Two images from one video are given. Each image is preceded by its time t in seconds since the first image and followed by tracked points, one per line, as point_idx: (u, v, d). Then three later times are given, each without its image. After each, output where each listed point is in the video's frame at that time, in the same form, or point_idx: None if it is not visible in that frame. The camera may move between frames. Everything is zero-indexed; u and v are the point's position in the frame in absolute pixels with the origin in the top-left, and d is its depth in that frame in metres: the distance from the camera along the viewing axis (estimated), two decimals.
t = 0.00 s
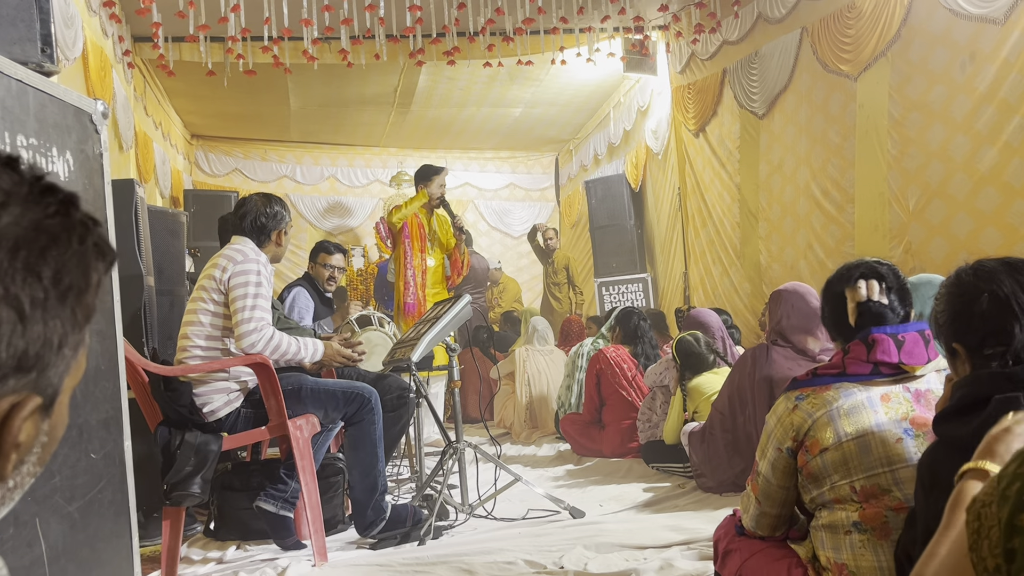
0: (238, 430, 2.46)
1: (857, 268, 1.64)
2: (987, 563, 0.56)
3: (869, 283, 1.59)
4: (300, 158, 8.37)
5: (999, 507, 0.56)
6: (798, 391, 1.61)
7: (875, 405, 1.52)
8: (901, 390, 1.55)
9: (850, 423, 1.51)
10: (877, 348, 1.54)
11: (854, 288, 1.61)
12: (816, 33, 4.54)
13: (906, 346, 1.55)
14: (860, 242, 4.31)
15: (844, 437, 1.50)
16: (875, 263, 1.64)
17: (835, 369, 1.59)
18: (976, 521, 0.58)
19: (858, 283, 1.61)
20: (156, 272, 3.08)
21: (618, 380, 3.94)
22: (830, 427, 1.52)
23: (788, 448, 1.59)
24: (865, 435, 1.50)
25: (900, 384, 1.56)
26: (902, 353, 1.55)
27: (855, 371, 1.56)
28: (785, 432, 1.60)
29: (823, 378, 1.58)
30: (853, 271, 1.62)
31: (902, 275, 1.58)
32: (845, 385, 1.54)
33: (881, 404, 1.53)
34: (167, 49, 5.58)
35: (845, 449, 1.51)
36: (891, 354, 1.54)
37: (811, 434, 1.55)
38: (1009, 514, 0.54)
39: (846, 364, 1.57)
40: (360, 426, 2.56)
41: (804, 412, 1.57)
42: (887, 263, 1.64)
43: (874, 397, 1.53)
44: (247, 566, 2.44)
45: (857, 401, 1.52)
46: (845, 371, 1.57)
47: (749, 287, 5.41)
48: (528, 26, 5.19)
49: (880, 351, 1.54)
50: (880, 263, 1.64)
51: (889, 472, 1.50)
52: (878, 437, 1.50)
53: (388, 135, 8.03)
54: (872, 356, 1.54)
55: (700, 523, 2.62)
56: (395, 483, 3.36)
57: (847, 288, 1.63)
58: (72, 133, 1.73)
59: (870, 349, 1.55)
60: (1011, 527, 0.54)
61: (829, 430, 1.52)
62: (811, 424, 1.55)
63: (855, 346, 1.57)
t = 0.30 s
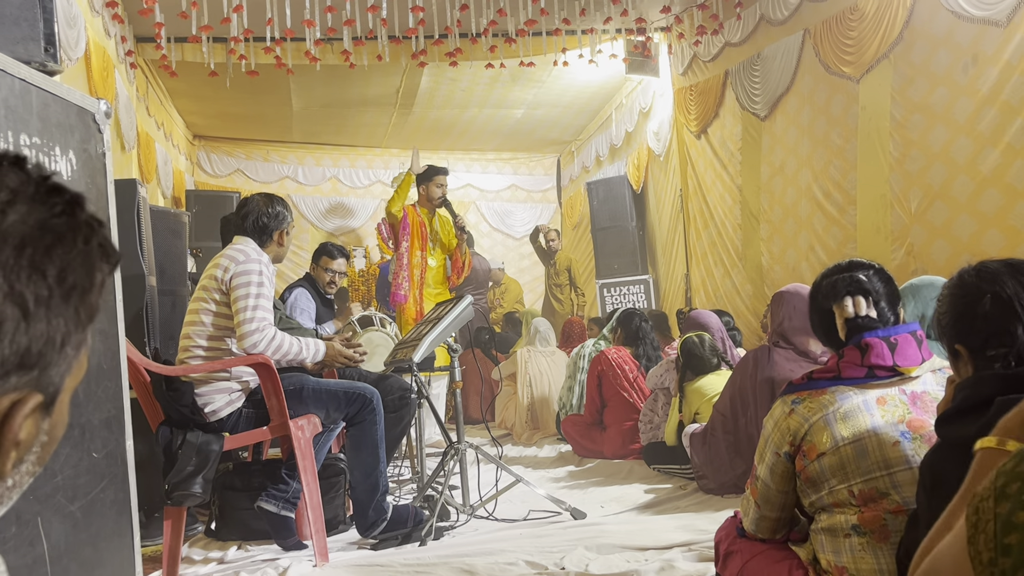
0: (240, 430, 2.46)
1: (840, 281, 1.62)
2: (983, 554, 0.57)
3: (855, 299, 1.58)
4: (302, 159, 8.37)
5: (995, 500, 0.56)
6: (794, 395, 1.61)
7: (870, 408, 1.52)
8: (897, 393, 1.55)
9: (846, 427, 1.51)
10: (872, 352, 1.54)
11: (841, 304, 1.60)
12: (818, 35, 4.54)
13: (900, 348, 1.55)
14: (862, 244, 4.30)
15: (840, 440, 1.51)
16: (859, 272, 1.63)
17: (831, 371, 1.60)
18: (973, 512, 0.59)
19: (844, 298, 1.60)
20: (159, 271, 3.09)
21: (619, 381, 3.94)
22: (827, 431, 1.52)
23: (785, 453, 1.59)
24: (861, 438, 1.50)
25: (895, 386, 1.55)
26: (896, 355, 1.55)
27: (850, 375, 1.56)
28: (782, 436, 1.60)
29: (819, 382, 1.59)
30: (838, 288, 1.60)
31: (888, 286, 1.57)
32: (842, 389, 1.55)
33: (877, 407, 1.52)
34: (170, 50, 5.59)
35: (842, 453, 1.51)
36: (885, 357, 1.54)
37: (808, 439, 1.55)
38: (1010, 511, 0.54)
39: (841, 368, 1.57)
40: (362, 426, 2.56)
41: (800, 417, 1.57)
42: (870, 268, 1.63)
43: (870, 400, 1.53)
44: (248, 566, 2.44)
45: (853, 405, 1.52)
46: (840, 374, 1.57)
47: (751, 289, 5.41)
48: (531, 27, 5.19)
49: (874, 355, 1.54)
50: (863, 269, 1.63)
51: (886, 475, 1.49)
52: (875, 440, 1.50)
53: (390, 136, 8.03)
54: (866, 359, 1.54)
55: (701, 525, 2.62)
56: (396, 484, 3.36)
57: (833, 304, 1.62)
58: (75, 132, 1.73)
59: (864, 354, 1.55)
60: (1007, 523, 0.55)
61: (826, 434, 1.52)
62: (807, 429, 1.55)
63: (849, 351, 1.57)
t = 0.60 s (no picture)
0: (241, 430, 2.47)
1: (839, 285, 1.62)
2: (983, 547, 0.63)
3: (854, 304, 1.58)
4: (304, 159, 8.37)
5: (999, 495, 0.61)
6: (796, 399, 1.61)
7: (872, 412, 1.52)
8: (898, 396, 1.54)
9: (847, 431, 1.51)
10: (872, 357, 1.54)
11: (840, 309, 1.60)
12: (820, 38, 4.54)
13: (900, 352, 1.54)
14: (864, 247, 4.30)
15: (842, 445, 1.51)
16: (857, 276, 1.62)
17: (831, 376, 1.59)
18: (977, 506, 0.64)
19: (843, 304, 1.59)
20: (160, 271, 3.09)
21: (620, 383, 3.94)
22: (828, 436, 1.53)
23: (787, 457, 1.59)
24: (863, 443, 1.50)
25: (896, 390, 1.55)
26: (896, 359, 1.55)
27: (851, 379, 1.55)
28: (783, 441, 1.60)
29: (819, 386, 1.60)
30: (837, 293, 1.60)
31: (887, 290, 1.57)
32: (843, 393, 1.55)
33: (879, 411, 1.52)
34: (173, 50, 5.60)
35: (844, 457, 1.51)
36: (886, 361, 1.53)
37: (809, 443, 1.55)
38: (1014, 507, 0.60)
39: (841, 372, 1.57)
40: (364, 426, 2.56)
41: (802, 421, 1.57)
42: (869, 270, 1.63)
43: (871, 404, 1.53)
44: (249, 566, 2.44)
45: (854, 409, 1.52)
46: (841, 378, 1.56)
47: (752, 290, 5.41)
48: (533, 29, 5.20)
49: (875, 360, 1.53)
50: (862, 272, 1.63)
51: (888, 479, 1.49)
52: (877, 444, 1.50)
53: (392, 136, 8.03)
54: (866, 364, 1.54)
55: (702, 527, 2.62)
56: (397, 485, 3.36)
57: (833, 309, 1.62)
58: (79, 132, 1.73)
59: (865, 358, 1.54)
60: (1009, 517, 0.61)
61: (828, 439, 1.52)
62: (808, 433, 1.55)
63: (849, 355, 1.56)
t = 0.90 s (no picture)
0: (241, 430, 2.46)
1: (844, 287, 1.62)
2: (985, 541, 0.61)
3: (860, 305, 1.58)
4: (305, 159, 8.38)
5: (1001, 488, 0.59)
6: (798, 400, 1.61)
7: (875, 413, 1.52)
8: (901, 398, 1.54)
9: (850, 432, 1.51)
10: (875, 358, 1.54)
11: (845, 310, 1.60)
12: (823, 39, 4.54)
13: (903, 354, 1.54)
14: (866, 249, 4.30)
15: (844, 446, 1.50)
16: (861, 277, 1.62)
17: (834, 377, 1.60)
18: (976, 498, 0.62)
19: (848, 304, 1.59)
20: (162, 271, 3.10)
21: (621, 384, 3.94)
22: (831, 437, 1.52)
23: (789, 457, 1.59)
24: (865, 445, 1.50)
25: (899, 391, 1.55)
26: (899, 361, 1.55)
27: (854, 380, 1.56)
28: (785, 441, 1.60)
29: (822, 387, 1.60)
30: (842, 294, 1.60)
31: (890, 291, 1.58)
32: (846, 394, 1.55)
33: (882, 412, 1.52)
34: (175, 50, 5.62)
35: (846, 459, 1.51)
36: (890, 362, 1.53)
37: (811, 444, 1.55)
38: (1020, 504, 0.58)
39: (845, 373, 1.57)
40: (364, 427, 2.56)
41: (804, 421, 1.57)
42: (872, 272, 1.63)
43: (874, 406, 1.52)
44: (250, 566, 2.45)
45: (857, 410, 1.52)
46: (844, 379, 1.57)
47: (753, 292, 5.41)
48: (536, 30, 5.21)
49: (877, 361, 1.54)
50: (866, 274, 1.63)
51: (890, 481, 1.49)
52: (879, 446, 1.50)
53: (394, 137, 8.04)
54: (870, 365, 1.54)
55: (703, 528, 2.62)
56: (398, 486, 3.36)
57: (838, 310, 1.62)
58: (81, 132, 1.73)
59: (868, 359, 1.55)
60: (1013, 512, 0.59)
61: (830, 439, 1.52)
62: (810, 433, 1.55)
63: (853, 356, 1.57)
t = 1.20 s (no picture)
0: (242, 430, 2.45)
1: (849, 288, 1.61)
2: (990, 478, 0.61)
3: (865, 305, 1.57)
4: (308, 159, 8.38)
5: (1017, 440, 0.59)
6: (800, 400, 1.62)
7: (877, 414, 1.52)
8: (903, 399, 1.54)
9: (852, 434, 1.51)
10: (877, 358, 1.53)
11: (850, 311, 1.59)
12: (826, 41, 4.54)
13: (906, 355, 1.53)
14: (868, 251, 4.30)
15: (846, 447, 1.50)
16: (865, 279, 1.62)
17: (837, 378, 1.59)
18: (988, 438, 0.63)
19: (853, 305, 1.58)
20: (163, 270, 3.11)
21: (623, 385, 3.93)
22: (832, 437, 1.52)
23: (790, 457, 1.59)
24: (867, 445, 1.50)
25: (901, 393, 1.55)
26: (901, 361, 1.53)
27: (856, 381, 1.56)
28: (787, 441, 1.60)
29: (825, 388, 1.60)
30: (846, 295, 1.59)
31: (894, 293, 1.57)
32: (848, 394, 1.55)
33: (884, 413, 1.52)
34: (178, 50, 5.63)
35: (848, 459, 1.51)
36: (892, 363, 1.52)
37: (813, 444, 1.55)
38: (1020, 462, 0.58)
39: (847, 373, 1.57)
40: (366, 427, 2.57)
41: (806, 422, 1.57)
42: (877, 275, 1.63)
43: (876, 406, 1.53)
44: (251, 565, 2.45)
45: (858, 411, 1.53)
46: (846, 380, 1.57)
47: (755, 294, 5.41)
48: (538, 31, 5.21)
49: (880, 361, 1.52)
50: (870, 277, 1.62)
51: (892, 481, 1.49)
52: (880, 446, 1.50)
53: (396, 137, 8.04)
54: (872, 366, 1.53)
55: (704, 530, 2.62)
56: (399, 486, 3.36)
57: (842, 310, 1.60)
58: (84, 131, 1.74)
59: (871, 360, 1.54)
60: (1019, 456, 0.59)
61: (831, 440, 1.52)
62: (812, 434, 1.55)
63: (855, 357, 1.56)
